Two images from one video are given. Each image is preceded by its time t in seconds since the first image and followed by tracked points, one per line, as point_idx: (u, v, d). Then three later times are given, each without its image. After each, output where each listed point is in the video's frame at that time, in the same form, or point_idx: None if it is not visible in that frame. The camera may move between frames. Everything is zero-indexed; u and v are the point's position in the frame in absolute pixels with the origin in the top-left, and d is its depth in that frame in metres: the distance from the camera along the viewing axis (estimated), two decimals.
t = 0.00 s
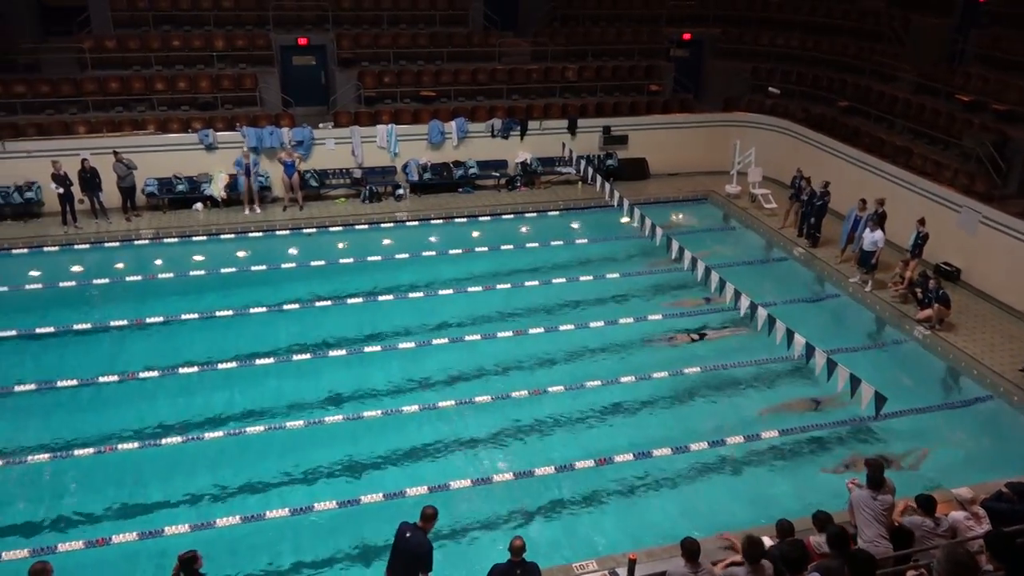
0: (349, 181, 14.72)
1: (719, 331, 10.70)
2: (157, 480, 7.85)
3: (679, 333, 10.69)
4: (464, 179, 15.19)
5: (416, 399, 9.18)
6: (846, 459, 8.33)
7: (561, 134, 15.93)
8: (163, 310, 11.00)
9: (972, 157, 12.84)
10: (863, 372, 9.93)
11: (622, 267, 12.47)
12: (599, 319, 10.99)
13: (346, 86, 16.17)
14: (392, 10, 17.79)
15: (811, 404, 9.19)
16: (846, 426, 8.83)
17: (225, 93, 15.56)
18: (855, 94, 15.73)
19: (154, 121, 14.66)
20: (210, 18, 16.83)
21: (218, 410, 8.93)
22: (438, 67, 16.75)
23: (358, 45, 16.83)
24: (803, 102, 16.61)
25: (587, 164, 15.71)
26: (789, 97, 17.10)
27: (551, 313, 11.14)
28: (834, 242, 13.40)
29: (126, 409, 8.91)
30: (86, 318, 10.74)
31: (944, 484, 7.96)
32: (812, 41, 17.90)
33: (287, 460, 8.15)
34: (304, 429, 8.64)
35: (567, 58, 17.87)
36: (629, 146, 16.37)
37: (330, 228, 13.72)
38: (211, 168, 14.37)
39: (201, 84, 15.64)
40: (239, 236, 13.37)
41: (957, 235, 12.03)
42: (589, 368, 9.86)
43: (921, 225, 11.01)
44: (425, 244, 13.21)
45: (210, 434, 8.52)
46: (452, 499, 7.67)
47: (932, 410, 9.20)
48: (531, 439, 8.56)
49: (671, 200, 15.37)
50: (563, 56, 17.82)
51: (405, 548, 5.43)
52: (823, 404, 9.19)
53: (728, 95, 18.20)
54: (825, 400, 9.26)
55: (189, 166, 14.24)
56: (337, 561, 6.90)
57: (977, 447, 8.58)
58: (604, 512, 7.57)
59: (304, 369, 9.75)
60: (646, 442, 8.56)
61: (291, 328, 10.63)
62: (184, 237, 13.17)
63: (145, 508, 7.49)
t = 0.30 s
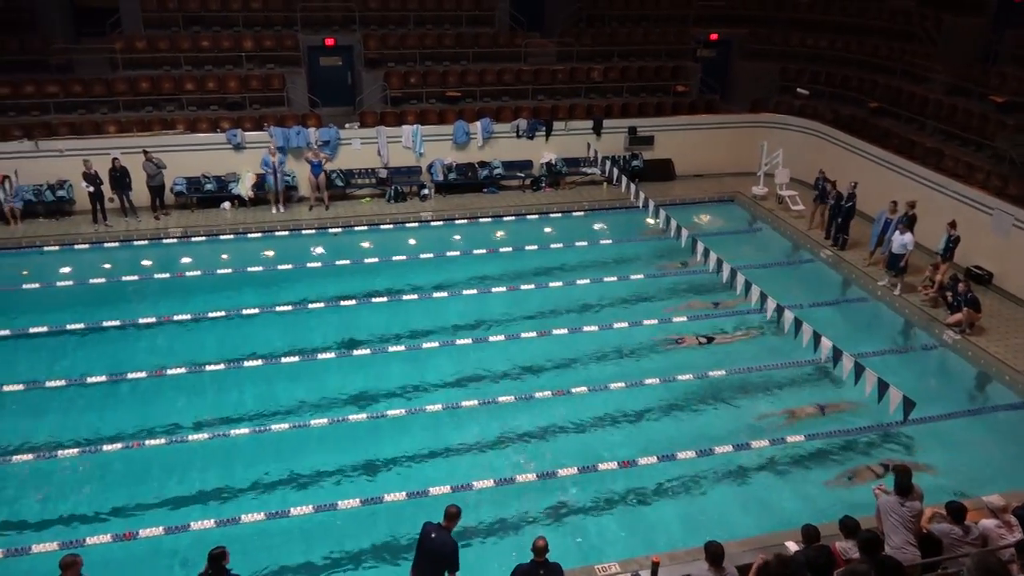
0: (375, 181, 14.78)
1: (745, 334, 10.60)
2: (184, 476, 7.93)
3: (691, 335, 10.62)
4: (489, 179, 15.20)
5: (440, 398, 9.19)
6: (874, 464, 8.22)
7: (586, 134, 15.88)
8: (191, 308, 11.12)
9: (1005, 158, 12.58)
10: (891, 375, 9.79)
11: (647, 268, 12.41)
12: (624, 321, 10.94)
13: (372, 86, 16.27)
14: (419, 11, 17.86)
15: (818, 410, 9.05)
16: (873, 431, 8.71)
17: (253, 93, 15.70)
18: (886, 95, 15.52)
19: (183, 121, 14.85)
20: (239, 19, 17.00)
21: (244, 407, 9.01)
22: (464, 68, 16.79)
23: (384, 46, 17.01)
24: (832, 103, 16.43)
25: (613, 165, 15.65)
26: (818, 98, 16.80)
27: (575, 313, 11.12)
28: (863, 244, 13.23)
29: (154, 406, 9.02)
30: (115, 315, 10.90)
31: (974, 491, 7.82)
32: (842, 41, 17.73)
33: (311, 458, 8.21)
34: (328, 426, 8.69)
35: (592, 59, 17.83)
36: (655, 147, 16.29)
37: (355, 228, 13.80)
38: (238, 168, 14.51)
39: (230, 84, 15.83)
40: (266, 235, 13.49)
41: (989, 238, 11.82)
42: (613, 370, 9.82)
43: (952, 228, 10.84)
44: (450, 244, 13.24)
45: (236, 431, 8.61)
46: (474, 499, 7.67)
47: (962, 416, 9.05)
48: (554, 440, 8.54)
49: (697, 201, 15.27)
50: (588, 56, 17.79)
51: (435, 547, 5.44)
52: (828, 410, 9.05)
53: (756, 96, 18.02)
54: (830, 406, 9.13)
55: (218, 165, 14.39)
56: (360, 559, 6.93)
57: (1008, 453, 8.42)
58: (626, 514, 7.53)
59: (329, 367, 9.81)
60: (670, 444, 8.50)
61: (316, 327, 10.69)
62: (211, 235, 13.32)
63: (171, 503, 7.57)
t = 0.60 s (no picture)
0: (394, 181, 14.83)
1: (765, 335, 10.53)
2: (204, 474, 8.00)
3: (695, 334, 10.58)
4: (508, 179, 15.20)
5: (458, 398, 9.21)
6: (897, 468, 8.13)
7: (606, 134, 15.83)
8: (212, 307, 11.21)
9: None
10: (913, 377, 9.68)
11: (666, 269, 12.35)
12: (643, 322, 10.89)
13: (392, 87, 16.33)
14: (438, 11, 17.90)
15: (813, 415, 8.91)
16: (895, 433, 8.62)
17: (274, 94, 15.81)
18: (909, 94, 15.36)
19: (205, 122, 15.00)
20: (260, 20, 17.12)
21: (264, 405, 9.07)
22: (483, 68, 16.81)
23: (404, 47, 17.10)
24: (854, 102, 16.27)
25: (632, 165, 15.58)
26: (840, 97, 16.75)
27: (594, 313, 11.09)
28: (885, 245, 13.09)
29: (176, 404, 9.10)
30: (138, 314, 11.01)
31: (998, 495, 7.71)
32: (864, 40, 17.57)
33: (331, 457, 8.25)
34: (347, 426, 8.73)
35: (612, 58, 17.79)
36: (675, 147, 16.22)
37: (374, 228, 13.86)
38: (259, 168, 14.62)
39: (251, 85, 16.00)
40: (287, 235, 13.57)
41: (1015, 239, 11.65)
42: (632, 370, 9.78)
43: (977, 228, 10.69)
44: (468, 244, 13.26)
45: (256, 429, 8.67)
46: (492, 499, 7.68)
47: (986, 419, 8.93)
48: (572, 440, 8.52)
49: (717, 202, 15.18)
50: (607, 56, 17.75)
51: (454, 549, 5.43)
52: (824, 415, 8.92)
53: (777, 95, 17.85)
54: (825, 411, 8.98)
55: (239, 166, 14.50)
56: (378, 558, 6.96)
57: None
58: (644, 516, 7.50)
59: (348, 366, 9.86)
60: (689, 446, 8.46)
61: (336, 327, 10.75)
62: (232, 235, 13.42)
63: (192, 500, 7.64)
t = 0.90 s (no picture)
0: (407, 181, 14.87)
1: (778, 338, 10.46)
2: (216, 472, 8.03)
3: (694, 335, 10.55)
4: (520, 179, 15.20)
5: (468, 398, 9.21)
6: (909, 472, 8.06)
7: (619, 135, 15.79)
8: (225, 306, 11.26)
9: None
10: (928, 381, 9.60)
11: (678, 271, 12.29)
12: (655, 323, 10.86)
13: (404, 87, 16.37)
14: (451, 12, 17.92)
15: (797, 420, 8.86)
16: (909, 437, 8.55)
17: (287, 94, 15.88)
18: (925, 94, 15.25)
19: (219, 121, 15.10)
20: (274, 20, 17.21)
21: (277, 404, 9.11)
22: (497, 68, 16.82)
23: (417, 47, 17.12)
24: (870, 104, 16.16)
25: (645, 166, 15.54)
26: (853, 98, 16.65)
27: (606, 314, 11.07)
28: (900, 247, 12.98)
29: (188, 402, 9.14)
30: (151, 313, 11.08)
31: (1013, 500, 7.64)
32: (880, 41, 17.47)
33: (342, 456, 8.27)
34: (357, 425, 8.75)
35: (625, 59, 17.76)
36: (688, 147, 16.17)
37: (386, 228, 13.90)
38: (273, 167, 14.67)
39: (265, 85, 16.05)
40: (299, 235, 13.63)
41: None
42: (643, 372, 9.75)
43: (994, 231, 10.57)
44: (480, 245, 13.26)
45: (267, 428, 8.70)
46: (502, 500, 7.67)
47: (1001, 423, 8.84)
48: (583, 441, 8.51)
49: (730, 203, 15.12)
50: (621, 57, 17.72)
51: (463, 551, 5.42)
52: (807, 419, 8.86)
53: (791, 95, 17.69)
54: (809, 416, 8.92)
55: (253, 165, 14.57)
56: (389, 557, 6.97)
57: None
58: (655, 518, 7.47)
59: (360, 366, 9.88)
60: (700, 448, 8.42)
61: (348, 326, 10.77)
62: (246, 234, 13.49)
63: (204, 498, 7.68)
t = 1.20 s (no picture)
0: (425, 181, 14.91)
1: (797, 341, 10.40)
2: (234, 468, 8.09)
3: (697, 338, 10.50)
4: (539, 180, 15.19)
5: (485, 398, 9.23)
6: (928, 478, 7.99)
7: (637, 136, 15.75)
8: (243, 303, 11.34)
9: None
10: (948, 386, 9.50)
11: (696, 272, 12.25)
12: (672, 324, 10.83)
13: (423, 87, 16.41)
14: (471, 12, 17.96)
15: (788, 426, 8.75)
16: (929, 443, 8.47)
17: (307, 93, 15.97)
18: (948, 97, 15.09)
19: (240, 120, 15.20)
20: (295, 19, 17.30)
21: (295, 401, 9.16)
22: (516, 68, 16.83)
23: (437, 47, 17.14)
24: (891, 106, 16.03)
25: (664, 167, 15.50)
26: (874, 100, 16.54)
27: (624, 316, 11.05)
28: (921, 251, 12.86)
29: (207, 399, 9.21)
30: (171, 309, 11.17)
31: None
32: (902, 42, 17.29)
33: (359, 454, 8.29)
34: (375, 423, 8.79)
35: (645, 59, 17.71)
36: (707, 149, 16.10)
37: (404, 227, 13.94)
38: (292, 166, 14.75)
39: (285, 84, 16.11)
40: (318, 233, 13.68)
41: None
42: (661, 373, 9.73)
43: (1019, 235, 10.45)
44: (498, 245, 13.27)
45: (285, 425, 8.75)
46: (518, 500, 7.68)
47: None
48: (600, 442, 8.50)
49: (749, 205, 15.05)
50: (640, 57, 17.68)
51: (473, 556, 5.40)
52: (799, 425, 8.76)
53: (811, 97, 17.59)
54: (800, 422, 8.82)
55: (272, 164, 14.65)
56: (404, 555, 7.00)
57: None
58: (671, 520, 7.45)
59: (377, 364, 9.92)
60: (717, 450, 8.39)
61: (365, 325, 10.81)
62: (265, 232, 13.58)
63: (222, 493, 7.74)
